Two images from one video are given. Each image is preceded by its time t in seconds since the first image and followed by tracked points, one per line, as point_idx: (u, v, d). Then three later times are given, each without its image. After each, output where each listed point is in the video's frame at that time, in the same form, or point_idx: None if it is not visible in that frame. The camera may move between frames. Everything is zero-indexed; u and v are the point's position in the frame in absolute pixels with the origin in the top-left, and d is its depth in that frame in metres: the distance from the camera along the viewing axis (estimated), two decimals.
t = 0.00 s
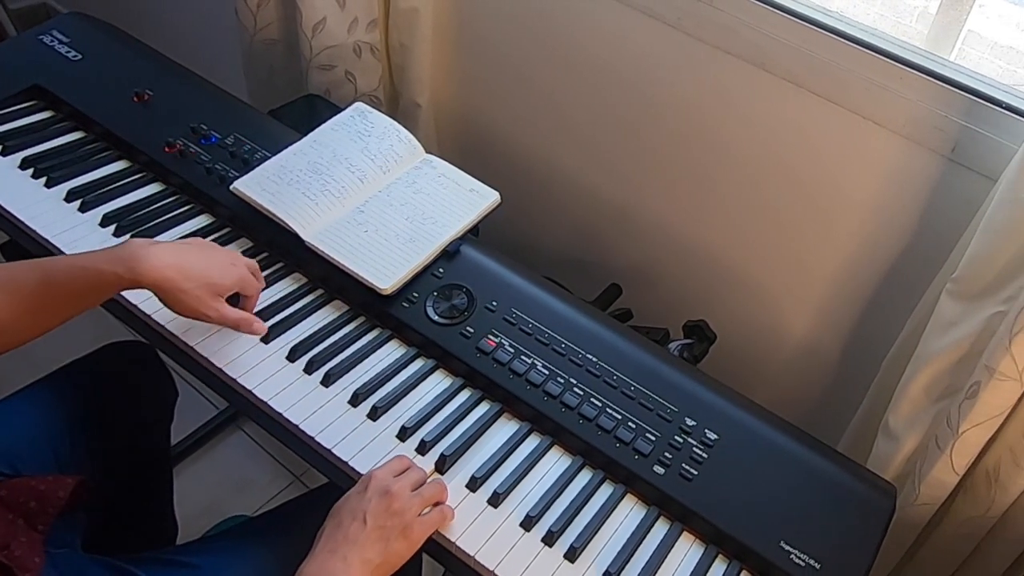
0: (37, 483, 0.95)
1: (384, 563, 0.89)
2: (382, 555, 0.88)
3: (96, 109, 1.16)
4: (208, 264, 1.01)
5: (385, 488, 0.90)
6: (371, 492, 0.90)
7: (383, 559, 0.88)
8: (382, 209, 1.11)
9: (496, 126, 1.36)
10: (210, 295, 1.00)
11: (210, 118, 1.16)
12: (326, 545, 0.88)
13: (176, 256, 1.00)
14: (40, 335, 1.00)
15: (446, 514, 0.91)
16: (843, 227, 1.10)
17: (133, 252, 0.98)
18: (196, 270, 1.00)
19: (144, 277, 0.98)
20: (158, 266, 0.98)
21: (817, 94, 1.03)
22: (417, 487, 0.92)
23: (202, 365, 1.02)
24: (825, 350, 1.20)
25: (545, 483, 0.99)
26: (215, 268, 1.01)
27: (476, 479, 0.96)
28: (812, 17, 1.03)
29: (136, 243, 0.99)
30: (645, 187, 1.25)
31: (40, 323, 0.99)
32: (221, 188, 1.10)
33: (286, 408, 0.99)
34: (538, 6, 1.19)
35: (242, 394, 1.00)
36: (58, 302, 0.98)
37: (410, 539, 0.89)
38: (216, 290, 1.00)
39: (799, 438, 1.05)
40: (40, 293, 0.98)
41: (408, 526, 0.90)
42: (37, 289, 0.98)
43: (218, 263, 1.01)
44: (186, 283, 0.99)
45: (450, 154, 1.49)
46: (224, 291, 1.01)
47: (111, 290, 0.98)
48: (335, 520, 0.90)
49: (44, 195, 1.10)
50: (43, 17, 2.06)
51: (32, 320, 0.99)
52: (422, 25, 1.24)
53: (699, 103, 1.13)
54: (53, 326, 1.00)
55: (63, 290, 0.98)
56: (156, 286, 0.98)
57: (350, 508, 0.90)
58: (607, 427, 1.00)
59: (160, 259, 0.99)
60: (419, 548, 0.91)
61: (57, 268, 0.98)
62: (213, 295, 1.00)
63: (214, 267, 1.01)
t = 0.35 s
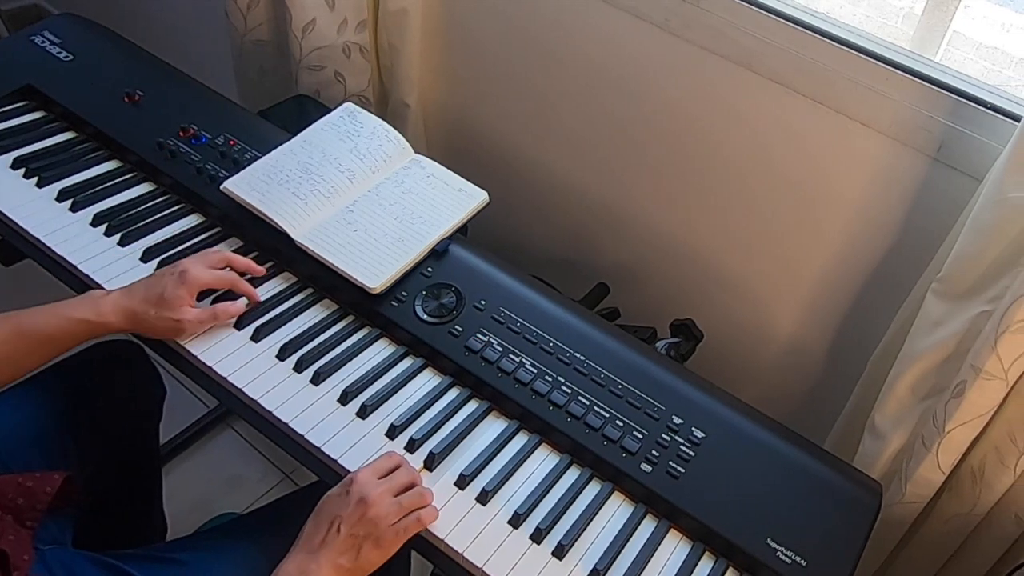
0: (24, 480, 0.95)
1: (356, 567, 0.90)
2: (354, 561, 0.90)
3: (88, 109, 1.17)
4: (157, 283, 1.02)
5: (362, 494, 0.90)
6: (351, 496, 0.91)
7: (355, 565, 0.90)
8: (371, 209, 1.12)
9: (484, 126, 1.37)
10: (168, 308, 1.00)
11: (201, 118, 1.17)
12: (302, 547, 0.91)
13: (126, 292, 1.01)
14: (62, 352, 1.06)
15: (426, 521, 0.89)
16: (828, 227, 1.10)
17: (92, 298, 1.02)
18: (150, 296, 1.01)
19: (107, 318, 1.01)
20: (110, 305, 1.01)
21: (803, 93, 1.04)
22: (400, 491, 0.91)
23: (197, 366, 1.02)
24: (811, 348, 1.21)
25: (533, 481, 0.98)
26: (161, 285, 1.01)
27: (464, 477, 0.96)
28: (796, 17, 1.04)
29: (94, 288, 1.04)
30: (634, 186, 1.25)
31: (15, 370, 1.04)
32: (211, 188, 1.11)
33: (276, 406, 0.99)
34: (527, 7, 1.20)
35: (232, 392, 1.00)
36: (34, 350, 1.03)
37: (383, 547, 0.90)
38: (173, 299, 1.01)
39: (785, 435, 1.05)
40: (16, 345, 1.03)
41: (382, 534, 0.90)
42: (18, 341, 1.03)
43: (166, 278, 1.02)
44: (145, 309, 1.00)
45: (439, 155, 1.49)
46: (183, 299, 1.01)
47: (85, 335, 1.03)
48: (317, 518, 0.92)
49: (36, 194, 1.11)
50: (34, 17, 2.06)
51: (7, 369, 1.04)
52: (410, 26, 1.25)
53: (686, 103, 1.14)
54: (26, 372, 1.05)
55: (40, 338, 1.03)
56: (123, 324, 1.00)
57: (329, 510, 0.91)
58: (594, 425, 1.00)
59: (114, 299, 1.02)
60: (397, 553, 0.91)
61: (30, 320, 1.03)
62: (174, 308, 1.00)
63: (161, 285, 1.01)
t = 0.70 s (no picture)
0: (11, 477, 0.96)
1: None
2: None
3: (79, 109, 1.17)
4: (83, 334, 1.01)
5: (345, 516, 0.90)
6: (333, 516, 0.90)
7: None
8: (360, 209, 1.13)
9: (473, 126, 1.38)
10: (96, 361, 1.00)
11: (191, 118, 1.18)
12: (284, 564, 0.90)
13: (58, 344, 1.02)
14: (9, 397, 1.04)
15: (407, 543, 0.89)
16: (815, 225, 1.11)
17: (24, 353, 1.03)
18: (79, 349, 1.00)
19: (40, 373, 1.02)
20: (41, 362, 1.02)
21: (788, 93, 1.05)
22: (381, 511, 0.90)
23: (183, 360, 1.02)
24: (798, 347, 1.22)
25: (522, 479, 0.99)
26: (86, 338, 1.00)
27: (453, 475, 0.96)
28: (780, 18, 1.04)
29: (27, 341, 1.04)
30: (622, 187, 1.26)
31: None
32: (202, 187, 1.12)
33: (266, 405, 0.99)
34: (515, 8, 1.21)
35: (222, 390, 1.01)
36: None
37: (364, 566, 0.90)
38: (101, 351, 0.99)
39: (771, 434, 1.06)
40: None
41: (362, 555, 0.90)
42: None
43: (92, 330, 1.00)
44: (76, 363, 1.01)
45: (429, 156, 1.50)
46: (110, 350, 1.00)
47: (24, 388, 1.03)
48: (299, 536, 0.92)
49: (27, 194, 1.11)
50: (26, 18, 2.07)
51: None
52: (400, 26, 1.26)
53: (674, 104, 1.15)
54: None
55: None
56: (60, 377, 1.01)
57: (311, 530, 0.91)
58: (583, 423, 1.01)
59: (46, 354, 1.02)
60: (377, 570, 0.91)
61: None
62: (102, 360, 1.00)
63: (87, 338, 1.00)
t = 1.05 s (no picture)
0: (6, 473, 0.96)
1: None
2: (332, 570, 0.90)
3: (72, 110, 1.18)
4: (61, 348, 1.00)
5: (338, 505, 0.90)
6: (327, 507, 0.90)
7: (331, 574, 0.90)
8: (352, 208, 1.14)
9: (464, 126, 1.39)
10: (72, 374, 0.99)
11: (183, 119, 1.18)
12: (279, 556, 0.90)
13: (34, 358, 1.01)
14: None
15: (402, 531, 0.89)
16: (802, 224, 1.12)
17: None
18: (56, 363, 1.00)
19: (14, 388, 1.01)
20: (16, 377, 1.01)
21: (775, 94, 1.06)
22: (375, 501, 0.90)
23: (174, 361, 1.02)
24: (787, 345, 1.22)
25: (512, 477, 0.99)
26: (64, 351, 1.00)
27: (444, 473, 0.97)
28: (767, 18, 1.05)
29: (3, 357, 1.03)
30: (612, 186, 1.27)
31: None
32: (194, 187, 1.12)
33: (257, 403, 0.99)
34: (506, 9, 1.21)
35: (213, 389, 1.01)
36: None
37: (360, 556, 0.90)
38: (78, 364, 0.99)
39: (760, 432, 1.06)
40: None
41: (357, 544, 0.90)
42: None
43: (71, 343, 0.99)
44: (53, 377, 1.00)
45: (421, 156, 1.51)
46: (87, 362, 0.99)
47: None
48: (294, 528, 0.92)
49: (21, 194, 1.12)
50: (19, 18, 2.08)
51: None
52: (390, 27, 1.26)
53: (663, 103, 1.15)
54: None
55: None
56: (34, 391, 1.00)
57: (305, 521, 0.91)
58: (572, 422, 1.01)
59: (21, 369, 1.01)
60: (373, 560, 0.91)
61: None
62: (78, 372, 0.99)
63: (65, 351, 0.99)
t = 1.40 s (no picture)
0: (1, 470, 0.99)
1: (293, 497, 0.88)
2: (293, 489, 0.88)
3: (66, 110, 1.18)
4: (38, 341, 0.99)
5: (302, 426, 0.91)
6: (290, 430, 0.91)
7: (292, 493, 0.88)
8: (345, 208, 1.14)
9: (457, 126, 1.40)
10: (46, 372, 0.99)
11: (177, 119, 1.19)
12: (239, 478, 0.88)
13: (5, 347, 0.99)
14: None
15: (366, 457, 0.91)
16: (793, 223, 1.12)
17: None
18: (30, 356, 0.99)
19: None
20: None
21: (765, 93, 1.06)
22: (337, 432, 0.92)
23: (166, 360, 1.03)
24: (778, 344, 1.23)
25: (504, 476, 0.99)
26: (42, 344, 0.99)
27: (436, 471, 0.97)
28: (757, 18, 1.05)
29: None
30: (604, 186, 1.28)
31: None
32: (188, 187, 1.13)
33: (251, 402, 1.00)
34: (499, 10, 1.22)
35: (207, 387, 1.01)
36: None
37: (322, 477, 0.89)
38: (54, 362, 0.98)
39: (751, 430, 1.07)
40: None
41: (321, 463, 0.89)
42: None
43: (49, 336, 0.99)
44: (23, 369, 0.99)
45: (414, 156, 1.52)
46: (64, 360, 0.99)
47: None
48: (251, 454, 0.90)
49: (15, 194, 1.13)
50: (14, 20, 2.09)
51: None
52: (384, 27, 1.27)
53: (655, 103, 1.16)
54: None
55: None
56: None
57: (265, 443, 0.90)
58: (564, 420, 1.02)
59: None
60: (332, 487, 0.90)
61: None
62: (53, 370, 0.99)
63: (44, 344, 0.99)
